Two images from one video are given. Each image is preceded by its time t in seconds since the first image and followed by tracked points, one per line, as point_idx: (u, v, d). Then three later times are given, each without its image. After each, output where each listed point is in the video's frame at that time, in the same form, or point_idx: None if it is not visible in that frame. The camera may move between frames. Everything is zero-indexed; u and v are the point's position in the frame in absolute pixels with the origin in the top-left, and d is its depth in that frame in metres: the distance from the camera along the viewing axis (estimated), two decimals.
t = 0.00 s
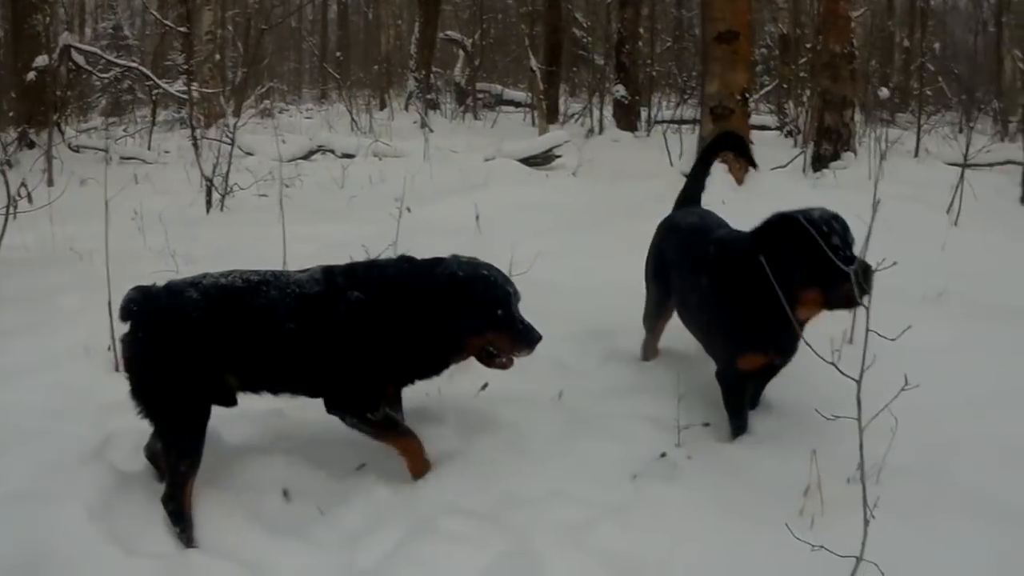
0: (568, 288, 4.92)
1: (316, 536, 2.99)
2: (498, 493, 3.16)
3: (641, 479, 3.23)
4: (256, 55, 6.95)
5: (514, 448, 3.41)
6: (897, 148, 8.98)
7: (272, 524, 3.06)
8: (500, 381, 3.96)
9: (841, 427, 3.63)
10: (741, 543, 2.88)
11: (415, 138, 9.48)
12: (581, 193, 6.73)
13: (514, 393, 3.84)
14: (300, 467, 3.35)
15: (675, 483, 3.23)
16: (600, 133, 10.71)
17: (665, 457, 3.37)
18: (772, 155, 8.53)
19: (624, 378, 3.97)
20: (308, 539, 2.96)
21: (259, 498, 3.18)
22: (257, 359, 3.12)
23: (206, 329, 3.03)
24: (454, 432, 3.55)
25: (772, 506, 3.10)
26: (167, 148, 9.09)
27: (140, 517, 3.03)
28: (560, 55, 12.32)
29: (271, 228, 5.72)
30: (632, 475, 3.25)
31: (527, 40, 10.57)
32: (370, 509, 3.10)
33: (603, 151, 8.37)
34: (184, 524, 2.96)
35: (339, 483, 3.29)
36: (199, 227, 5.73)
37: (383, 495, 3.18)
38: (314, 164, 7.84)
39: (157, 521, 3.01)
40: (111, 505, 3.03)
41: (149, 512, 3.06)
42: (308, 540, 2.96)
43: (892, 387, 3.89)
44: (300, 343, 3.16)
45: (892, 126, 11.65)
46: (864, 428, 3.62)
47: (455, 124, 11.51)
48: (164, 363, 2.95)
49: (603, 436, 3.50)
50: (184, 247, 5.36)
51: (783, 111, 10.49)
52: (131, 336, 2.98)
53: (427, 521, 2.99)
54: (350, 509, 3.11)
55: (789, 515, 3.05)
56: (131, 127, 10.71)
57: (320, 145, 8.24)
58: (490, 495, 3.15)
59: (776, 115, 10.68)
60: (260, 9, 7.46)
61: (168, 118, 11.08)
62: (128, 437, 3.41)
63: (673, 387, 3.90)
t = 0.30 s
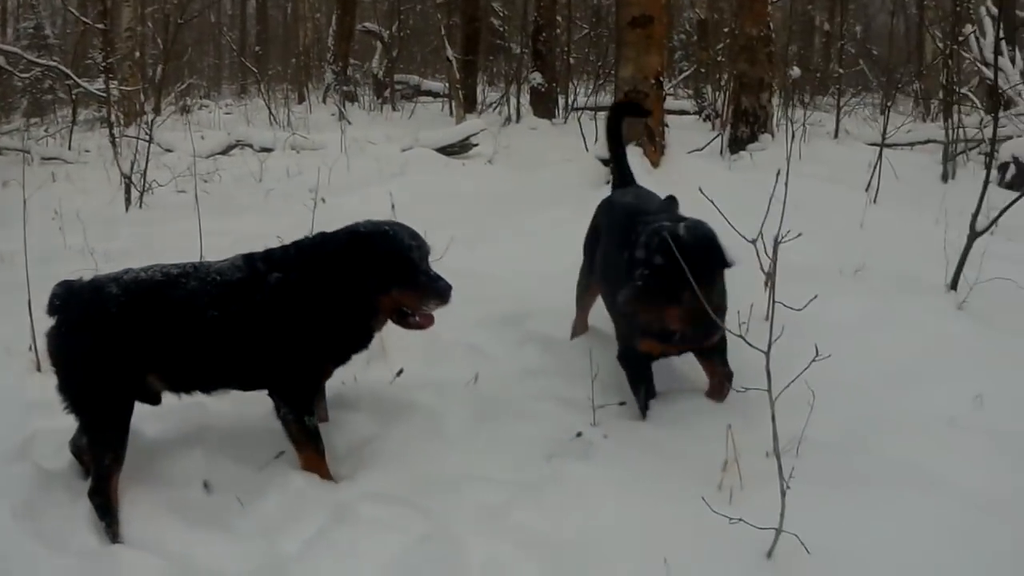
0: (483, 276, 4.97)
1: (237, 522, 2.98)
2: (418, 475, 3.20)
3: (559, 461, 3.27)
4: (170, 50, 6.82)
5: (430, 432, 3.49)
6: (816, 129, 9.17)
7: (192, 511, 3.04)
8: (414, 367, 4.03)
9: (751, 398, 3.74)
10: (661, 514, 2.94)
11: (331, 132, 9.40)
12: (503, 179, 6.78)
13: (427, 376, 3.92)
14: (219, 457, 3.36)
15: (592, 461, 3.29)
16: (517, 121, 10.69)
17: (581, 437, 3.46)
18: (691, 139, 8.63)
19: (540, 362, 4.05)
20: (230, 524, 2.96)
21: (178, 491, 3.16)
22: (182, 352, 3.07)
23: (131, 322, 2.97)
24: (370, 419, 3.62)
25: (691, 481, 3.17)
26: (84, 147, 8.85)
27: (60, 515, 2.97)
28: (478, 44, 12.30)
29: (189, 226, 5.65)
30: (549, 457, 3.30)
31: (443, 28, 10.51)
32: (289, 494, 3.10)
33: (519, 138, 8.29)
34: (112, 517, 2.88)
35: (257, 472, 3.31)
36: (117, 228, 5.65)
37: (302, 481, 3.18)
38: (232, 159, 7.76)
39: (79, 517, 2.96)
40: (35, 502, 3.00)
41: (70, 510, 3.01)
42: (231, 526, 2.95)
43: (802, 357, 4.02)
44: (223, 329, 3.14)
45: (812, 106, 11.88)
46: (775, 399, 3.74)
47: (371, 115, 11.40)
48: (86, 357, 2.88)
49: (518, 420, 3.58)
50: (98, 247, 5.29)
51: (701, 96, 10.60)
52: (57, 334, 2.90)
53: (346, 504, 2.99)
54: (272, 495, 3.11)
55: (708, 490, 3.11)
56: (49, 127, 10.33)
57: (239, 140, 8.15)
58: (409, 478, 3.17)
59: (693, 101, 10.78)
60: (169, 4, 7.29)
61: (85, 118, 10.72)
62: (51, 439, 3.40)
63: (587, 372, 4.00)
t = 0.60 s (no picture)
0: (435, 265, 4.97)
1: (195, 514, 2.94)
2: (374, 463, 3.19)
3: (514, 445, 3.28)
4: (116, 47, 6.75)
5: (385, 419, 3.50)
6: (763, 113, 9.28)
7: (149, 502, 2.98)
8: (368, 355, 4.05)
9: (703, 373, 3.80)
10: (619, 492, 2.97)
11: (279, 124, 9.31)
12: (456, 167, 6.77)
13: (382, 365, 3.96)
14: (174, 449, 3.31)
15: (548, 442, 3.31)
16: (465, 109, 10.73)
17: (536, 419, 3.47)
18: (641, 125, 8.68)
19: (494, 348, 4.08)
20: (188, 514, 2.92)
21: (135, 482, 3.09)
22: (142, 345, 3.01)
23: (89, 319, 2.87)
24: (325, 407, 3.63)
25: (647, 458, 3.19)
26: (29, 146, 8.65)
27: (19, 515, 2.90)
28: (425, 33, 12.31)
29: (137, 223, 5.56)
30: (504, 442, 3.31)
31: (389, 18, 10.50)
32: (245, 484, 3.07)
33: (467, 128, 8.42)
34: (70, 516, 2.80)
35: (213, 462, 3.27)
36: (66, 226, 5.60)
37: (257, 471, 3.16)
38: (180, 154, 7.68)
39: (38, 515, 2.91)
40: None
41: (30, 508, 2.94)
42: (189, 518, 2.90)
43: (753, 334, 4.09)
44: (182, 320, 3.09)
45: (761, 91, 11.99)
46: (727, 373, 3.80)
47: (319, 106, 11.36)
48: (46, 358, 2.79)
49: (472, 407, 3.60)
50: (45, 244, 5.23)
51: (649, 81, 10.64)
52: (15, 337, 2.79)
53: (304, 493, 2.98)
54: (229, 487, 3.07)
55: (664, 468, 3.13)
56: None
57: (187, 134, 8.10)
58: (366, 466, 3.17)
59: (641, 87, 10.81)
60: None
61: (30, 117, 10.44)
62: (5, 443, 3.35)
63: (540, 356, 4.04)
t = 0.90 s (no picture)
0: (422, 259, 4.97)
1: (194, 513, 2.96)
2: (369, 458, 3.20)
3: (509, 436, 3.28)
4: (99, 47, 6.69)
5: (380, 415, 3.52)
6: (745, 102, 9.34)
7: (144, 505, 2.98)
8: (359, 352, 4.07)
9: (700, 360, 3.79)
10: (615, 479, 2.99)
11: (261, 120, 9.26)
12: (442, 158, 6.74)
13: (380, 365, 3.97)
14: (165, 449, 3.29)
15: (543, 433, 3.31)
16: (449, 103, 10.73)
17: (530, 409, 3.48)
18: (624, 114, 8.69)
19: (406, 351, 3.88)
20: (184, 517, 2.92)
21: (128, 484, 3.08)
22: (132, 347, 2.97)
23: (78, 324, 2.82)
24: (318, 404, 3.63)
25: (642, 444, 3.20)
26: (11, 147, 8.56)
27: (14, 513, 2.87)
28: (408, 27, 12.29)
29: (122, 222, 5.52)
30: (500, 432, 3.33)
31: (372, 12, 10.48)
32: (239, 486, 3.07)
33: (451, 121, 8.42)
34: (66, 521, 2.79)
35: (206, 463, 3.26)
36: (48, 226, 5.54)
37: (252, 470, 3.16)
38: (163, 150, 7.62)
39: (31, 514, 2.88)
40: None
41: (26, 508, 2.92)
42: (189, 517, 2.92)
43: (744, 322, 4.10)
44: (169, 319, 3.04)
45: (742, 80, 12.06)
46: (721, 359, 3.80)
47: (303, 102, 11.31)
48: (41, 363, 2.73)
49: (465, 400, 3.61)
50: (28, 245, 5.18)
51: (629, 71, 10.64)
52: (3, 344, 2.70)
53: (300, 490, 2.99)
54: (228, 486, 3.09)
55: (658, 453, 3.15)
56: None
57: (171, 133, 8.06)
58: (360, 461, 3.18)
59: (621, 78, 10.81)
60: None
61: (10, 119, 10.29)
62: None
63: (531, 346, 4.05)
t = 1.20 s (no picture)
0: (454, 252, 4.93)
1: (228, 508, 2.91)
2: (402, 453, 3.14)
3: (546, 432, 3.24)
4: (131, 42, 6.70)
5: (412, 408, 3.44)
6: (773, 103, 9.36)
7: (178, 503, 2.92)
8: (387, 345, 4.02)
9: (738, 358, 3.71)
10: (651, 476, 2.97)
11: (289, 117, 9.28)
12: (474, 159, 6.73)
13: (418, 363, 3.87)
14: (195, 448, 3.24)
15: (581, 430, 3.26)
16: (477, 102, 10.76)
17: (568, 407, 3.41)
18: (654, 115, 8.70)
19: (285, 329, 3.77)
20: (219, 514, 2.87)
21: (161, 480, 3.02)
22: (153, 355, 2.85)
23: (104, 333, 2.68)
24: (352, 400, 3.55)
25: (677, 440, 3.17)
26: (41, 142, 8.59)
27: (42, 506, 2.83)
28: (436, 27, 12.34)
29: (155, 217, 5.52)
30: (538, 428, 3.28)
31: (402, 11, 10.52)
32: (271, 482, 3.01)
33: (480, 120, 8.42)
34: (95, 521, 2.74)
35: (239, 461, 3.21)
36: (82, 220, 5.56)
37: (285, 463, 3.10)
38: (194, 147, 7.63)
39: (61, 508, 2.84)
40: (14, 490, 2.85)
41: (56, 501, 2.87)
42: (222, 513, 2.88)
43: (785, 320, 4.06)
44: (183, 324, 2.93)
45: (768, 82, 12.08)
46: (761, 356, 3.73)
47: (331, 99, 11.36)
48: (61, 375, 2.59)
49: (499, 393, 3.55)
50: (64, 237, 5.18)
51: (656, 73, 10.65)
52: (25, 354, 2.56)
53: (335, 486, 2.94)
54: (261, 481, 3.04)
55: (694, 451, 3.11)
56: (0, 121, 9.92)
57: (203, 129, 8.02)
58: (392, 455, 3.13)
59: (648, 78, 10.81)
60: None
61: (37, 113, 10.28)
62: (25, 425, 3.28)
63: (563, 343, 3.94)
